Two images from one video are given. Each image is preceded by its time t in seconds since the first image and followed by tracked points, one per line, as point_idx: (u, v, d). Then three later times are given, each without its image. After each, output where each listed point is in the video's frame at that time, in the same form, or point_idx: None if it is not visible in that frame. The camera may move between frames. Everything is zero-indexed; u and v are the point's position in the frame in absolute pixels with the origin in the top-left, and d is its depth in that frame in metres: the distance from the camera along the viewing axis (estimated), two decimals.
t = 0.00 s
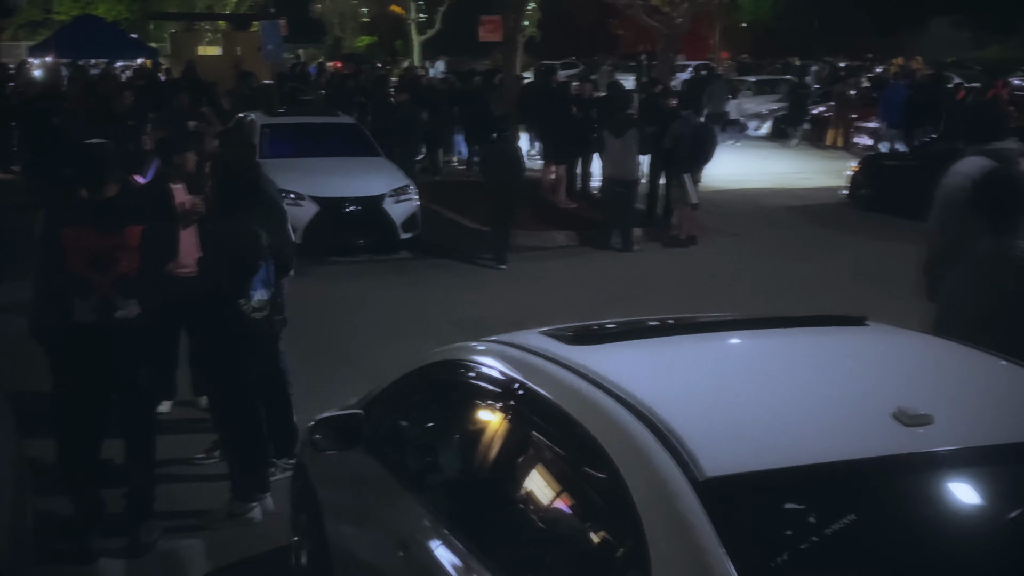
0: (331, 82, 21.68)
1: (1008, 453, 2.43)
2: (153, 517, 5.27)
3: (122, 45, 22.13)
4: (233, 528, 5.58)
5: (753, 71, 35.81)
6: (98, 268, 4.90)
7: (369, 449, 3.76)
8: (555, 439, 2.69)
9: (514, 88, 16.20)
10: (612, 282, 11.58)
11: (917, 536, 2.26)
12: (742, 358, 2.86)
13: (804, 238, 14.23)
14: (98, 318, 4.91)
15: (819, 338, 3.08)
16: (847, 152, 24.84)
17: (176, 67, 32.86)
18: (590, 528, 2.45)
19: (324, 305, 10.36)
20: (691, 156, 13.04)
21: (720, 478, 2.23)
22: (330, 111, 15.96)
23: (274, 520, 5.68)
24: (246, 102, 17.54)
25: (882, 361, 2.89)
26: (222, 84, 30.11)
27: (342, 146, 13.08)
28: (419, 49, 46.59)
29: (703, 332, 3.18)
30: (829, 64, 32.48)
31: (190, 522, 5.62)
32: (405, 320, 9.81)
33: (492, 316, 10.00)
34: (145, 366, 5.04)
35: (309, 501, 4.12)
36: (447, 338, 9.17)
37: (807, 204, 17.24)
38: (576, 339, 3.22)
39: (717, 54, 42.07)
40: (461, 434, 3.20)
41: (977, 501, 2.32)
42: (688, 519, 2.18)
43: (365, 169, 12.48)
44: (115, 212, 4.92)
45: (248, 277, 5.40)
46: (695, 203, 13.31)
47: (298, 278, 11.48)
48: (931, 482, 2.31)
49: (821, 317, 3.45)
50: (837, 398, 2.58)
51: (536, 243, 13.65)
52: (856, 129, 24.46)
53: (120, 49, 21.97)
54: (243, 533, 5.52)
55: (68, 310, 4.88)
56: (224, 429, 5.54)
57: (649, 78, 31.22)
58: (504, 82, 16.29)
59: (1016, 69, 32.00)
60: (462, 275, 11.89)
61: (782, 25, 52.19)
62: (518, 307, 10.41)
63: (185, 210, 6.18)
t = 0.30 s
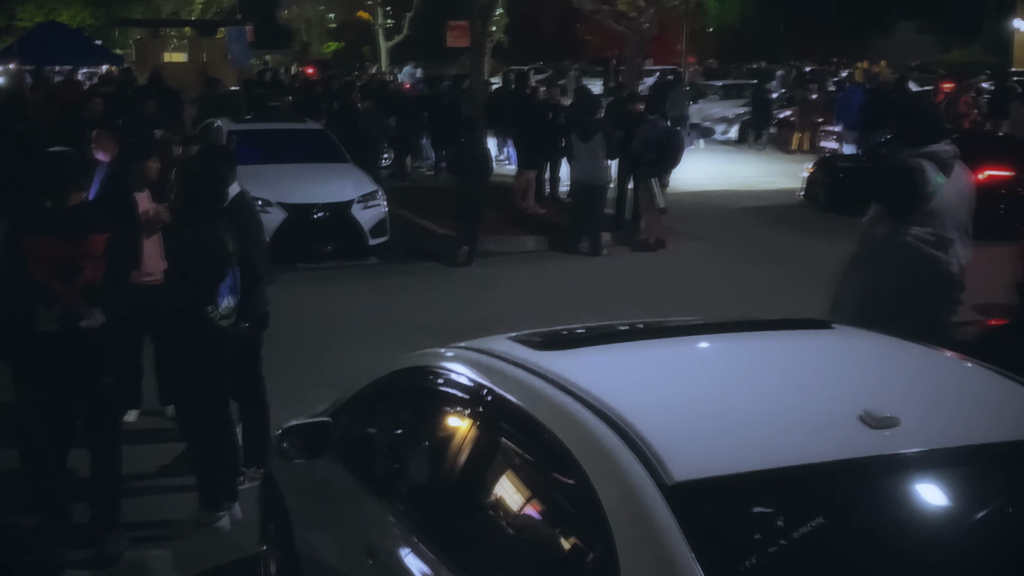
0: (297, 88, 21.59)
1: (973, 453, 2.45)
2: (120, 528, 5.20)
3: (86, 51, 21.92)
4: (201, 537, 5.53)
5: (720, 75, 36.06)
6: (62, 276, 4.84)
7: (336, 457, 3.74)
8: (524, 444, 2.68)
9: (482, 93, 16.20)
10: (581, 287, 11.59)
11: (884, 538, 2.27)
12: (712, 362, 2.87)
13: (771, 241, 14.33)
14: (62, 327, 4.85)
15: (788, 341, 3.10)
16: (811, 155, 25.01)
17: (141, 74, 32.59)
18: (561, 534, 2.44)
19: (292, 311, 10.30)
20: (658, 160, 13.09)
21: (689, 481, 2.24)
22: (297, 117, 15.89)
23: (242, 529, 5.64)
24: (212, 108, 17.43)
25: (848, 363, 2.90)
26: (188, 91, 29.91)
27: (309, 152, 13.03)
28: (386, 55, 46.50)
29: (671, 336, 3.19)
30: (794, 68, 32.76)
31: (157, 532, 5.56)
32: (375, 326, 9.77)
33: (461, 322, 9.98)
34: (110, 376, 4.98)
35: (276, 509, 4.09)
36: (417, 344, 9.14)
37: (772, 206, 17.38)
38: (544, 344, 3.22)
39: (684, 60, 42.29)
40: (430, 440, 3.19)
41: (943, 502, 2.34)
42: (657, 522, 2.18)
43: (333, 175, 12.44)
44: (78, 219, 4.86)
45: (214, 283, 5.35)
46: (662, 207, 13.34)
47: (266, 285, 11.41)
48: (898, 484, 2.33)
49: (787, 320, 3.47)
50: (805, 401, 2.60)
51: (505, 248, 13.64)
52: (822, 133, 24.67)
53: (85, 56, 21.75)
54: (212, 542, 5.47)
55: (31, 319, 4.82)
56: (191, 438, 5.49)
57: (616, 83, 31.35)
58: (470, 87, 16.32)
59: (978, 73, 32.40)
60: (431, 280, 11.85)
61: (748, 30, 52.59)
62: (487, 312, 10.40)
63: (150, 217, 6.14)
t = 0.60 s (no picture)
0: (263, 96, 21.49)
1: (937, 455, 2.47)
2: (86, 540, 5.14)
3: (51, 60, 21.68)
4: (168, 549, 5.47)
5: (686, 81, 36.31)
6: (25, 287, 4.75)
7: (303, 466, 3.73)
8: (492, 452, 2.67)
9: (449, 101, 16.21)
10: (549, 293, 11.60)
11: (849, 542, 2.29)
12: (679, 367, 2.89)
13: (738, 245, 14.43)
14: (26, 337, 4.78)
15: (753, 345, 3.12)
16: (775, 160, 25.25)
17: (106, 82, 32.31)
18: (529, 542, 2.43)
19: (259, 320, 10.23)
20: (624, 167, 13.14)
21: (654, 487, 2.24)
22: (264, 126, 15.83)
23: (210, 540, 5.60)
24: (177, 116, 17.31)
25: (813, 368, 2.92)
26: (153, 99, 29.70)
27: (275, 160, 12.95)
28: (354, 63, 46.43)
29: (639, 342, 3.20)
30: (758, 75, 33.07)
31: (124, 544, 5.50)
32: (343, 335, 9.73)
33: (430, 329, 9.96)
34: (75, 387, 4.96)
35: (242, 518, 4.06)
36: (385, 352, 9.10)
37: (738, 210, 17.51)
38: (510, 351, 3.22)
39: (651, 67, 42.54)
40: (398, 448, 3.18)
41: (910, 505, 2.36)
42: (625, 528, 2.18)
43: (300, 182, 12.37)
44: (41, 230, 4.83)
45: (179, 291, 5.31)
46: (629, 213, 13.46)
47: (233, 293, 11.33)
48: (863, 488, 2.34)
49: (752, 324, 3.49)
50: (772, 405, 2.61)
51: (473, 255, 13.63)
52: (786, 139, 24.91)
53: (49, 65, 21.52)
54: (179, 553, 5.41)
55: None
56: (158, 448, 5.44)
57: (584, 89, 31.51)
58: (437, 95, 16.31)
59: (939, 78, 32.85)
60: (398, 288, 11.82)
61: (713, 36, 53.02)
62: (456, 319, 10.38)
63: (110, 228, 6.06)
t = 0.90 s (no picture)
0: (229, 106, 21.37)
1: (902, 458, 2.49)
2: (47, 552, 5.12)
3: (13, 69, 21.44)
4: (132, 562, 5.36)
5: (653, 90, 36.53)
6: None
7: (268, 477, 3.71)
8: (457, 462, 2.65)
9: (416, 109, 16.21)
10: (518, 301, 11.59)
11: (812, 546, 2.30)
12: (643, 373, 2.89)
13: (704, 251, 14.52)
14: None
15: (716, 352, 3.14)
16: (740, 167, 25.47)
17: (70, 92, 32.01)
18: (494, 551, 2.41)
19: (225, 330, 10.15)
20: (591, 173, 13.19)
21: (617, 494, 2.24)
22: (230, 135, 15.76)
23: (176, 552, 5.50)
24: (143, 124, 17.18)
25: (776, 374, 2.94)
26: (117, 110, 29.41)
27: (241, 169, 12.88)
28: (322, 72, 46.30)
29: (604, 349, 3.21)
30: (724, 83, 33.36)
31: (87, 557, 5.39)
32: (311, 343, 9.68)
33: (397, 338, 9.93)
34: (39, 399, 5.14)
35: (207, 531, 4.02)
36: (353, 361, 9.05)
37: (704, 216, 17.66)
38: (474, 359, 3.21)
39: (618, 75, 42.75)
40: (364, 458, 3.16)
41: (872, 509, 2.38)
42: (586, 536, 2.17)
43: (266, 191, 12.33)
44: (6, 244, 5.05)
45: (141, 302, 5.29)
46: (596, 220, 13.50)
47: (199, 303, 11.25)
48: (827, 491, 2.36)
49: (716, 329, 3.51)
50: (732, 411, 2.62)
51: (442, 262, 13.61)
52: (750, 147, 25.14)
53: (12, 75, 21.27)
54: (144, 566, 5.32)
55: None
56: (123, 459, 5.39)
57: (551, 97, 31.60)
58: (405, 103, 16.31)
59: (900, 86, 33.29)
60: (367, 296, 11.78)
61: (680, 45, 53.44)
62: (424, 328, 10.34)
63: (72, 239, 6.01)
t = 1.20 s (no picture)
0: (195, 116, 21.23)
1: (863, 462, 2.50)
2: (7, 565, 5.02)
3: None
4: None
5: (622, 98, 36.70)
6: None
7: (230, 489, 3.66)
8: (420, 470, 2.63)
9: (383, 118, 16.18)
10: (487, 309, 11.56)
11: (774, 550, 2.30)
12: (608, 381, 2.88)
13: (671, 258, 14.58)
14: None
15: (678, 358, 3.15)
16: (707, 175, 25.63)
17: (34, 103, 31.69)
18: (460, 561, 2.38)
19: (192, 341, 10.07)
20: (558, 181, 13.19)
21: (577, 501, 2.22)
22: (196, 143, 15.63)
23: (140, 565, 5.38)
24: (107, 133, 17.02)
25: (738, 380, 2.95)
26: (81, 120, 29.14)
27: (207, 178, 12.79)
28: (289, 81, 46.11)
29: (568, 356, 3.21)
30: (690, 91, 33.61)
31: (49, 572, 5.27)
32: (278, 353, 9.60)
33: (365, 347, 9.87)
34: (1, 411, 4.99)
35: (171, 544, 3.96)
36: (320, 370, 8.98)
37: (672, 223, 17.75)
38: (439, 368, 3.19)
39: (586, 83, 42.87)
40: (328, 468, 3.13)
41: (838, 515, 2.39)
42: (546, 544, 2.16)
43: (232, 200, 12.25)
44: None
45: (105, 313, 5.24)
46: (564, 227, 13.53)
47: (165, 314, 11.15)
48: (791, 496, 2.36)
49: (679, 335, 3.52)
50: (693, 416, 2.63)
51: (410, 271, 13.57)
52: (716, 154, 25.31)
53: None
54: None
55: None
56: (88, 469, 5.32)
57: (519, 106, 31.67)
58: (372, 111, 16.27)
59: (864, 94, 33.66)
60: (335, 305, 11.72)
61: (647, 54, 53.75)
62: (392, 336, 10.29)
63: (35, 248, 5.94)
